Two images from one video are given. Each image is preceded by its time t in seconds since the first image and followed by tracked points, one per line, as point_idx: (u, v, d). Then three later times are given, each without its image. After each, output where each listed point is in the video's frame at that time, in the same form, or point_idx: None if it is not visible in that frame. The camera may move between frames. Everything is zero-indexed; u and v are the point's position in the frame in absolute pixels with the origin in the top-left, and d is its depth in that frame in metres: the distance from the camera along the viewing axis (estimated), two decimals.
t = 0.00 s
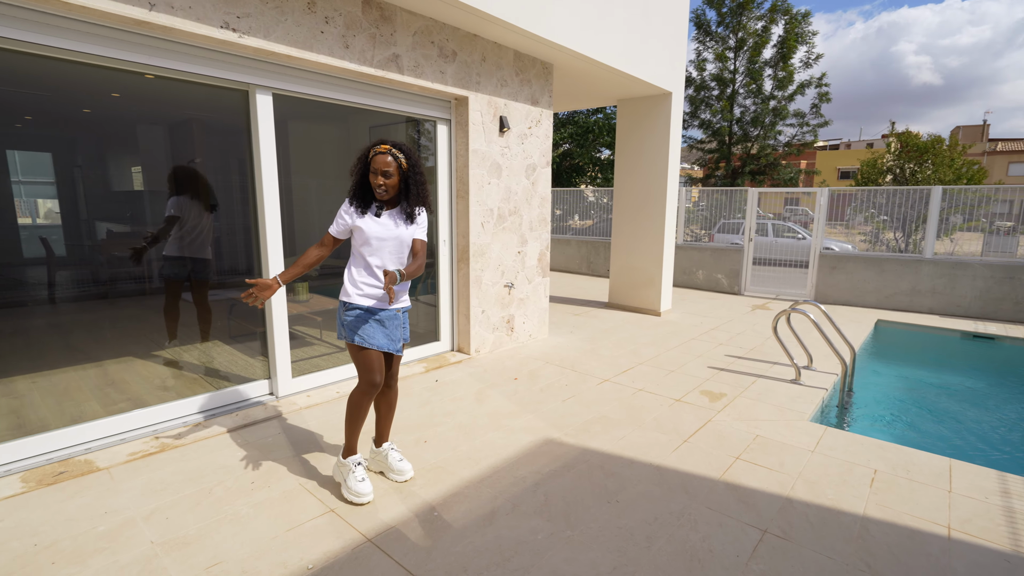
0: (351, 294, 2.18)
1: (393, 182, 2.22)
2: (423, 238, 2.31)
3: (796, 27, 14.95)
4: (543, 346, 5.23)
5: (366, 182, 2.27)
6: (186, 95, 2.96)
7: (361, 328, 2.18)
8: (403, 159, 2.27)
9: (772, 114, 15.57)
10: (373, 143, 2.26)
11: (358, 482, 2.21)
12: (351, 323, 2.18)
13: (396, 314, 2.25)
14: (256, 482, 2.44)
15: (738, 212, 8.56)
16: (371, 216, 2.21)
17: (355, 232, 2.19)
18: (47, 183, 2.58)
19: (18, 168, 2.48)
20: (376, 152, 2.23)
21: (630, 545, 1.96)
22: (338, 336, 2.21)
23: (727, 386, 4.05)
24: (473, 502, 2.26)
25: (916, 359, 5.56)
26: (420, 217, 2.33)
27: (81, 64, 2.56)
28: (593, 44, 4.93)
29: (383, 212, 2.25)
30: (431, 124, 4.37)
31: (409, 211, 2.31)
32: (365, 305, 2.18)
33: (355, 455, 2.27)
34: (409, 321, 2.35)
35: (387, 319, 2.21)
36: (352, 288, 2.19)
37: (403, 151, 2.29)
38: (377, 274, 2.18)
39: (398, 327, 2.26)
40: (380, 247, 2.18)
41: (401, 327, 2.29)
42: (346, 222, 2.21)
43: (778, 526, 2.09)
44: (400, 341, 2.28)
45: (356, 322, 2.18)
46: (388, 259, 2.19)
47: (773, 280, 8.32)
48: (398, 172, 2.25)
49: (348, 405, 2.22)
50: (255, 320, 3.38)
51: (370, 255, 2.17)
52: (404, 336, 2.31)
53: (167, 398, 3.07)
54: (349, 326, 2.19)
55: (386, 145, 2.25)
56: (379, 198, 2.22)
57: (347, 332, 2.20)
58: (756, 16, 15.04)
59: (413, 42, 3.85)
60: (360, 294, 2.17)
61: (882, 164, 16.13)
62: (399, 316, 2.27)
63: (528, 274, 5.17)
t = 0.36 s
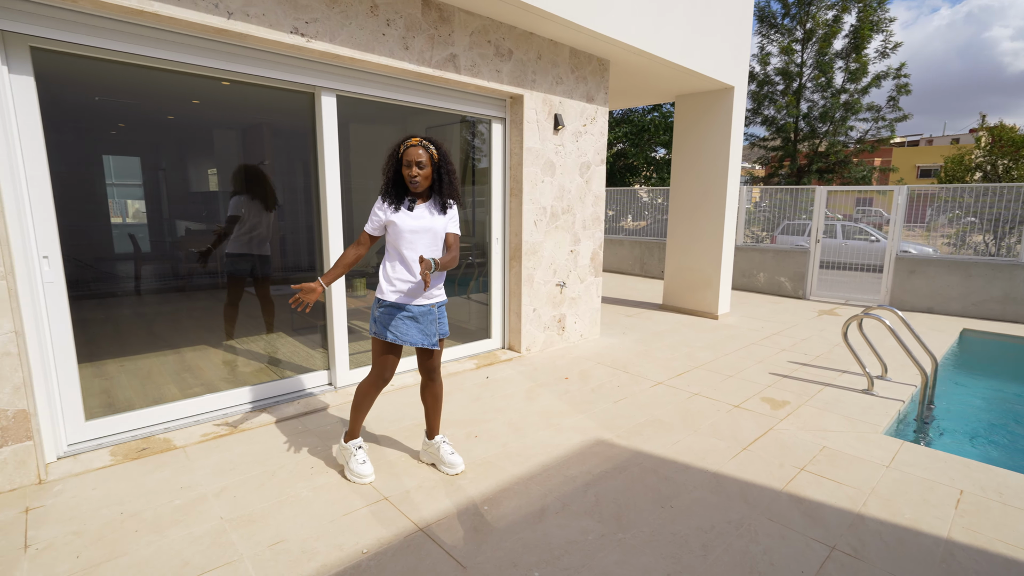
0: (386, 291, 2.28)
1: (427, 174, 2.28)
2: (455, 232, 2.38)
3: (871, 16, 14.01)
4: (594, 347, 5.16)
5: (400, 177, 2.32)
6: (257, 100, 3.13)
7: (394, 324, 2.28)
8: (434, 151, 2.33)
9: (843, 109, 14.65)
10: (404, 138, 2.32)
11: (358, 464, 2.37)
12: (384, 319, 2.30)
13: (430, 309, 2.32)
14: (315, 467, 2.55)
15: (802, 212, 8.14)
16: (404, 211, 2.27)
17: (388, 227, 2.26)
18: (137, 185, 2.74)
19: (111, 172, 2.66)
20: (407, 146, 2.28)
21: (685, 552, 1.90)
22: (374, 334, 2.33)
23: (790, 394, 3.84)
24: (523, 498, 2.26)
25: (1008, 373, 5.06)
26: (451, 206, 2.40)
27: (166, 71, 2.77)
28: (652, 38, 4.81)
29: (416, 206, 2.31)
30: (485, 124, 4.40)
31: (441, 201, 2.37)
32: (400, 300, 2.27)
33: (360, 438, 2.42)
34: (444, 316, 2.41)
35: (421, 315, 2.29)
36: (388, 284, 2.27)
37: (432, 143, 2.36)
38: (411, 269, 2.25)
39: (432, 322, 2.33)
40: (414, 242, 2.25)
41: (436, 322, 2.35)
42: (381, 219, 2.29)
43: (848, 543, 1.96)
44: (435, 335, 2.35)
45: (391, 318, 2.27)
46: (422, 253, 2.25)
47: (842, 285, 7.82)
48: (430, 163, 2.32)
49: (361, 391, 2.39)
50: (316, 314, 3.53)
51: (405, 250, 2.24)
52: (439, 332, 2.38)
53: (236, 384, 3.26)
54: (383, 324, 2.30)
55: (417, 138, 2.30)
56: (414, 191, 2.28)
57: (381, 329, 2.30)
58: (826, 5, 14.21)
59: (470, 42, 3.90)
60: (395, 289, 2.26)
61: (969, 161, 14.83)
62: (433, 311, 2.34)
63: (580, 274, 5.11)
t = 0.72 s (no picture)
0: (399, 287, 2.41)
1: (441, 168, 2.39)
2: (465, 229, 2.49)
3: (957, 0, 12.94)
4: (647, 349, 5.04)
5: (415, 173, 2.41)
6: (320, 104, 3.26)
7: (408, 320, 2.39)
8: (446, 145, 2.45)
9: (922, 101, 13.61)
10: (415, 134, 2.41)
11: (409, 453, 2.44)
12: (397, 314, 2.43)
13: (442, 305, 2.41)
14: (370, 455, 2.63)
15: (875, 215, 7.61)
16: (416, 209, 2.39)
17: (400, 226, 2.40)
18: (211, 187, 2.92)
19: (189, 174, 2.84)
20: (422, 142, 2.38)
21: (744, 563, 1.82)
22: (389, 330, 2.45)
23: (859, 405, 3.60)
24: (573, 497, 2.24)
25: None
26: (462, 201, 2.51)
27: (239, 77, 2.94)
28: (714, 31, 4.63)
29: (429, 202, 2.42)
30: (536, 125, 4.38)
31: (455, 196, 2.48)
32: (412, 297, 2.38)
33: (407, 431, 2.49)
34: (458, 312, 2.49)
35: (432, 311, 2.39)
36: (399, 280, 2.40)
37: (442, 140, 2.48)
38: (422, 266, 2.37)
39: (445, 318, 2.41)
40: (424, 240, 2.37)
41: (449, 317, 2.44)
42: (393, 218, 2.40)
43: (926, 566, 1.81)
44: (449, 330, 2.43)
45: (402, 313, 2.40)
46: (432, 250, 2.37)
47: (922, 291, 7.26)
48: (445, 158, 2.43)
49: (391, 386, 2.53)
50: (373, 308, 3.65)
51: (415, 247, 2.37)
52: (453, 327, 2.46)
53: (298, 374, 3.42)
54: (398, 321, 2.42)
55: (431, 134, 2.41)
56: (430, 184, 2.38)
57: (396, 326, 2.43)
58: None
59: (526, 40, 3.90)
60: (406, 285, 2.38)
61: None
62: (446, 307, 2.43)
63: (633, 274, 5.01)
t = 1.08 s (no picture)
0: (439, 280, 2.45)
1: (474, 165, 2.43)
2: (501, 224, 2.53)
3: None
4: (702, 352, 4.87)
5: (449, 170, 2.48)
6: (379, 106, 3.36)
7: (449, 313, 2.44)
8: (478, 142, 2.47)
9: (1016, 91, 12.43)
10: (449, 133, 2.46)
11: (461, 447, 2.47)
12: (438, 307, 2.48)
13: (481, 297, 2.46)
14: (423, 447, 2.68)
15: (958, 215, 7.03)
16: (452, 203, 2.44)
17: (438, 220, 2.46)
18: (276, 188, 3.09)
19: (257, 176, 3.01)
20: (455, 140, 2.43)
21: None
22: (430, 322, 2.51)
23: (939, 419, 3.34)
24: (625, 500, 2.20)
25: None
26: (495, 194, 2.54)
27: (304, 81, 3.08)
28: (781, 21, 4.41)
29: (464, 198, 2.47)
30: (587, 125, 4.32)
31: (488, 190, 2.52)
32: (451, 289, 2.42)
33: (457, 425, 2.54)
34: (494, 304, 2.54)
35: (471, 304, 2.43)
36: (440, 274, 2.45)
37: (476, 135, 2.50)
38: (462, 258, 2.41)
39: (483, 310, 2.46)
40: (463, 232, 2.42)
41: (488, 309, 2.49)
42: (431, 213, 2.47)
43: None
44: (487, 323, 2.49)
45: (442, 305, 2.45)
46: (471, 243, 2.42)
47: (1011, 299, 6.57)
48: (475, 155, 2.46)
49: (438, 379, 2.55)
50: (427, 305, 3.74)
51: (454, 241, 2.42)
52: (490, 318, 2.51)
53: (355, 366, 3.54)
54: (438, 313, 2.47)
55: (461, 132, 2.45)
56: (461, 181, 2.44)
57: (436, 318, 2.49)
58: None
59: (582, 37, 3.86)
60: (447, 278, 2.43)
61: None
62: (484, 299, 2.48)
63: (689, 274, 4.85)
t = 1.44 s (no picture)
0: (483, 275, 2.48)
1: (516, 164, 2.43)
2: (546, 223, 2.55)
3: None
4: (758, 357, 4.68)
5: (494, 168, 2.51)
6: (431, 107, 3.42)
7: (493, 306, 2.46)
8: (520, 142, 2.46)
9: None
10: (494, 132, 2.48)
11: (509, 443, 2.48)
12: (482, 301, 2.50)
13: (523, 293, 2.47)
14: (471, 442, 2.71)
15: None
16: (498, 200, 2.46)
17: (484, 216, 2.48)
18: (332, 188, 3.14)
19: (314, 177, 3.08)
20: (499, 139, 2.44)
21: None
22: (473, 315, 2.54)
23: None
24: (677, 505, 2.14)
25: None
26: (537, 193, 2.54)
27: (361, 83, 3.17)
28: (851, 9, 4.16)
29: (508, 195, 2.48)
30: (637, 125, 4.24)
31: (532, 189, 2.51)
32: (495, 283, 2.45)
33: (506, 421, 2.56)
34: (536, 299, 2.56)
35: (515, 298, 2.45)
36: (486, 269, 2.47)
37: (519, 135, 2.49)
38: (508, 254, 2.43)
39: (525, 305, 2.49)
40: (509, 228, 2.43)
41: (529, 304, 2.51)
42: (478, 210, 2.50)
43: None
44: (527, 317, 2.51)
45: (487, 299, 2.48)
46: (517, 239, 2.44)
47: None
48: (518, 154, 2.46)
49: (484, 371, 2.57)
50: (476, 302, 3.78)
51: (500, 237, 2.43)
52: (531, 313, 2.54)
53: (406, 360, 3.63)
54: (481, 306, 2.50)
55: (504, 131, 2.45)
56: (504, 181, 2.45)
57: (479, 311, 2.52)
58: None
59: (637, 32, 3.78)
60: (492, 274, 2.45)
61: None
62: (526, 294, 2.49)
63: (746, 276, 4.67)
